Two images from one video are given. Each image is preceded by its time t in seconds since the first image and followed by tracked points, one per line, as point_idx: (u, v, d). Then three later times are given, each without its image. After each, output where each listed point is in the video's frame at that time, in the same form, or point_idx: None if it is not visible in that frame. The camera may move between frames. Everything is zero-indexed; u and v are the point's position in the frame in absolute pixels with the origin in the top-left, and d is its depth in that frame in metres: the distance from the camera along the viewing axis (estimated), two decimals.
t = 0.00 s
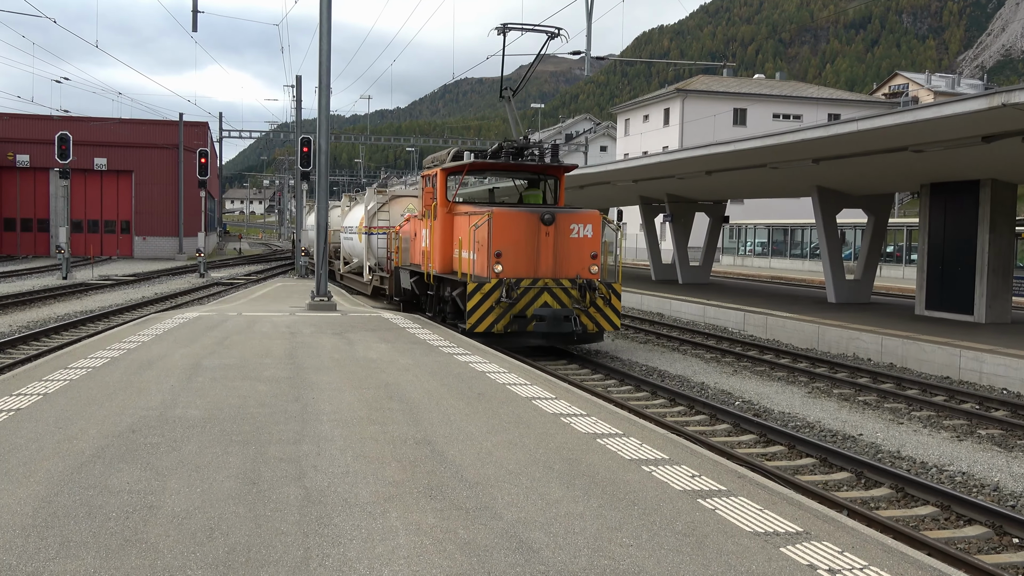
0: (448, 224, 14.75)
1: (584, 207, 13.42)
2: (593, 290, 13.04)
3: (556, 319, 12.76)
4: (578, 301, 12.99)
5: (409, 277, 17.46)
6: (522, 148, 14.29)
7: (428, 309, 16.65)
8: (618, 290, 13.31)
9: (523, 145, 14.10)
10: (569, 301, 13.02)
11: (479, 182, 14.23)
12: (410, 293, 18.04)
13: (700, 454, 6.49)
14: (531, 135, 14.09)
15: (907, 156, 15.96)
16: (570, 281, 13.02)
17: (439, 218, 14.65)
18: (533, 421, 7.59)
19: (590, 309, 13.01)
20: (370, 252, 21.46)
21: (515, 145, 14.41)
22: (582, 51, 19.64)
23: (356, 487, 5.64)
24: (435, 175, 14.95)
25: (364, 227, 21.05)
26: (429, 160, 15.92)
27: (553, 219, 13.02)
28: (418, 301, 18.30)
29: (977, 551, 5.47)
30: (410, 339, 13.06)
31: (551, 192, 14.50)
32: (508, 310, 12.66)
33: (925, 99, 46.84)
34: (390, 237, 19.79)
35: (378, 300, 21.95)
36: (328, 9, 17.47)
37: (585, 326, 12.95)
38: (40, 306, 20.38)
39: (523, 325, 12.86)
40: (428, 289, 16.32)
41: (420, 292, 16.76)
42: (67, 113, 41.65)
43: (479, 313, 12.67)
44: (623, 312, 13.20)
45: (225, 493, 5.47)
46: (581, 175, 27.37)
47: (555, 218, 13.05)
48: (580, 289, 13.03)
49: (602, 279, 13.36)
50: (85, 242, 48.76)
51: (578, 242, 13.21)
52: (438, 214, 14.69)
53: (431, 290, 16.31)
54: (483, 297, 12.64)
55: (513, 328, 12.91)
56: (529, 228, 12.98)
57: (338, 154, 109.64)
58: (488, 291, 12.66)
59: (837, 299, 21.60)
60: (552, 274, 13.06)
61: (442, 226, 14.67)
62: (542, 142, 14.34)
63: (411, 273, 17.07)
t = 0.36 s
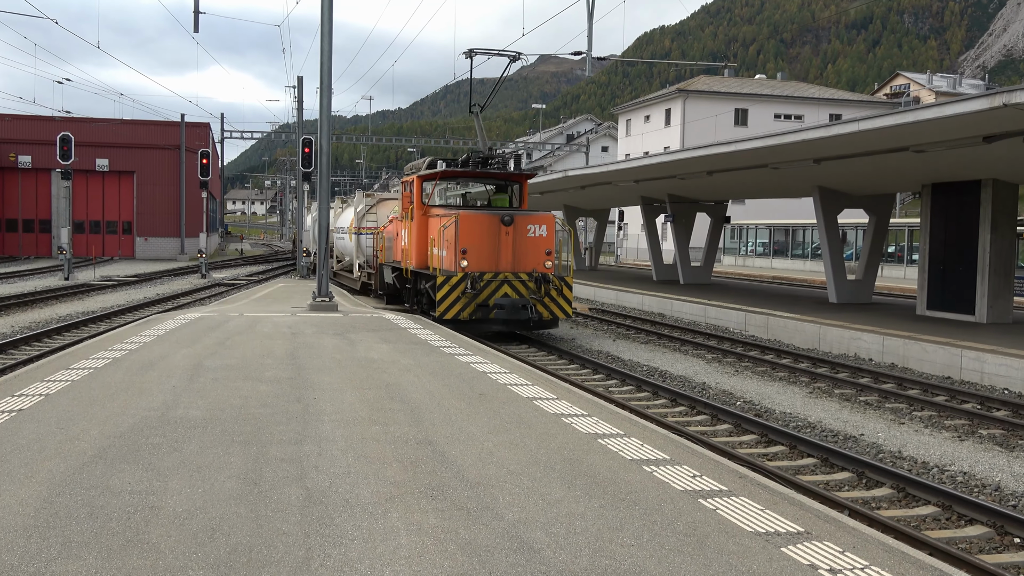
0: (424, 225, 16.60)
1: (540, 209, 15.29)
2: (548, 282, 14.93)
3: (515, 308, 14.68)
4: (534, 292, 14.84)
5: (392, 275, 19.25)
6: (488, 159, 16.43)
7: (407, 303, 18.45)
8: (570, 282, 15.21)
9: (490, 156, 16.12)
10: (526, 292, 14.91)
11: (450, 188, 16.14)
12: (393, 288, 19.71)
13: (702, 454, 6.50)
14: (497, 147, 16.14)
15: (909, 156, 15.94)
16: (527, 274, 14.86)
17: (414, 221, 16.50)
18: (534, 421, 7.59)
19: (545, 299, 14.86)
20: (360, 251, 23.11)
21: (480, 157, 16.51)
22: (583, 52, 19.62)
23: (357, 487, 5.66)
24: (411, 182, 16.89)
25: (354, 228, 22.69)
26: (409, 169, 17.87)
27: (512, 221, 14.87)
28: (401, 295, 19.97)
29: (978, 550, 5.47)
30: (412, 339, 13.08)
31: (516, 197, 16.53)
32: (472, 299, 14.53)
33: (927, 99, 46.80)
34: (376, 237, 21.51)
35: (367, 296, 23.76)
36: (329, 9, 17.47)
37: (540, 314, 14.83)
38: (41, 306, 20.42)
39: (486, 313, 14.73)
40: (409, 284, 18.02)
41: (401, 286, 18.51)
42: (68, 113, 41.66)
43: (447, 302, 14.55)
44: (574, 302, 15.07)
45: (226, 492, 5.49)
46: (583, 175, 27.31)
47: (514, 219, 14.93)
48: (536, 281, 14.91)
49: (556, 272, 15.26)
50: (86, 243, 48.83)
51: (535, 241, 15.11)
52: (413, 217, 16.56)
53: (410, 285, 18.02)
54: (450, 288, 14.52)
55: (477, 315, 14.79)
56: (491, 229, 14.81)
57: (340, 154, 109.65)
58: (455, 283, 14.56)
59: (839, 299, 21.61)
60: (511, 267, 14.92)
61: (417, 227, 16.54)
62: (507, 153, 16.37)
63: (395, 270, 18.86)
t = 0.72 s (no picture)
0: (405, 227, 18.58)
1: (505, 213, 17.53)
2: (513, 277, 17.08)
3: (483, 299, 16.80)
4: (500, 285, 16.97)
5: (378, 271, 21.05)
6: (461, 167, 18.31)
7: (391, 297, 20.24)
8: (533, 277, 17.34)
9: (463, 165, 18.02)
10: (494, 285, 16.99)
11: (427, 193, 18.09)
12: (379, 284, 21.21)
13: (704, 455, 6.50)
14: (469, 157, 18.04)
15: (911, 156, 15.92)
16: (494, 270, 17.00)
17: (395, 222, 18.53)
18: (536, 422, 7.59)
19: (510, 291, 17.00)
20: (351, 250, 24.34)
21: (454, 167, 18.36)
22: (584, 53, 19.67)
23: (359, 487, 5.66)
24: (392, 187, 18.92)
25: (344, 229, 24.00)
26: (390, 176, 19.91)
27: (481, 223, 17.03)
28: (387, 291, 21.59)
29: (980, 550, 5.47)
30: (414, 340, 13.09)
31: (489, 201, 18.22)
32: (445, 291, 16.58)
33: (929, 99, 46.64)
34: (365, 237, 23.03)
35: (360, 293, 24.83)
36: (331, 10, 17.50)
37: (506, 305, 16.95)
38: (43, 308, 20.44)
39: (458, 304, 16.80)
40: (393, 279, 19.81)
41: (386, 281, 20.34)
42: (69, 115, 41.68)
43: (424, 293, 16.59)
44: (536, 295, 17.19)
45: (229, 493, 5.50)
46: (584, 175, 27.34)
47: (482, 222, 17.11)
48: (502, 276, 17.03)
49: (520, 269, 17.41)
50: (88, 244, 48.85)
51: (500, 241, 17.27)
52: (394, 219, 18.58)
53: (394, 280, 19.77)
54: (426, 281, 16.55)
55: (450, 306, 16.84)
56: (462, 230, 16.97)
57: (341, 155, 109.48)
58: (431, 277, 16.61)
59: (840, 299, 21.64)
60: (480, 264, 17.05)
61: (398, 229, 18.56)
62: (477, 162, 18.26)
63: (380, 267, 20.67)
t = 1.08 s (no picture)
0: (387, 227, 20.22)
1: (479, 216, 19.13)
2: (485, 274, 18.85)
3: (458, 294, 18.51)
4: (473, 281, 18.72)
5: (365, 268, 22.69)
6: (440, 174, 19.52)
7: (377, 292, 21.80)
8: (503, 274, 19.16)
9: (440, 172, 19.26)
10: (468, 281, 18.74)
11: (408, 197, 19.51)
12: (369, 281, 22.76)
13: (707, 456, 6.50)
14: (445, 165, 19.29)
15: (912, 157, 15.92)
16: (468, 268, 18.71)
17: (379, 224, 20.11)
18: (539, 423, 7.58)
19: (483, 286, 18.80)
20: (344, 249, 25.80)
21: (433, 174, 19.75)
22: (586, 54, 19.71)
23: (361, 488, 5.68)
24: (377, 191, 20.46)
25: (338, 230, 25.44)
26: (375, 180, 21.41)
27: (456, 225, 18.66)
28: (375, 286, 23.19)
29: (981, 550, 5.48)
30: (416, 342, 13.10)
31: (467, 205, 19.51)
32: (424, 287, 18.21)
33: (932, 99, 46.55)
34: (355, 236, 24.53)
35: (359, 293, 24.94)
36: (333, 12, 17.55)
37: (479, 298, 18.76)
38: (46, 309, 20.48)
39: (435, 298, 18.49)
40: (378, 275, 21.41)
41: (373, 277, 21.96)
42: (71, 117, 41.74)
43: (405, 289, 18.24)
44: (506, 289, 19.06)
45: (231, 495, 5.50)
46: (586, 176, 27.34)
47: (458, 224, 18.72)
48: (475, 273, 18.78)
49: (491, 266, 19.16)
50: (90, 245, 48.90)
51: (475, 241, 18.90)
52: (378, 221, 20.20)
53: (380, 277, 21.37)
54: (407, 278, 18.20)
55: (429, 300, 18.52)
56: (439, 232, 18.59)
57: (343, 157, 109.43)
58: (411, 274, 18.24)
59: (843, 300, 21.61)
60: (455, 262, 18.75)
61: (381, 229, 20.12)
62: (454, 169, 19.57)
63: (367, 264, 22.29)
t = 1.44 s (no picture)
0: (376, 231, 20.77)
1: (461, 219, 19.62)
2: (465, 272, 19.23)
3: (439, 291, 18.92)
4: (454, 279, 19.13)
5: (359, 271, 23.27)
6: (425, 181, 20.31)
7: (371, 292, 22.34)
8: (483, 272, 19.55)
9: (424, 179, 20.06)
10: (449, 279, 19.15)
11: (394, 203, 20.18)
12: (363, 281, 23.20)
13: (711, 458, 6.50)
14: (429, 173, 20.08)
15: (916, 158, 15.89)
16: (449, 266, 19.14)
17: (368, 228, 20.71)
18: (542, 425, 7.59)
19: (463, 284, 19.14)
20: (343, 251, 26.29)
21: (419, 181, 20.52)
22: (588, 56, 19.72)
23: (366, 491, 5.69)
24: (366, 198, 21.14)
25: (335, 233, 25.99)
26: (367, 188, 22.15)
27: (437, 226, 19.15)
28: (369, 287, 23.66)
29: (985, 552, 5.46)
30: (419, 344, 13.11)
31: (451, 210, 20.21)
32: (408, 284, 18.74)
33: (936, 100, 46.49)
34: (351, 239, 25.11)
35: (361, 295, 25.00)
36: (336, 15, 17.60)
37: (459, 296, 19.14)
38: (50, 313, 20.52)
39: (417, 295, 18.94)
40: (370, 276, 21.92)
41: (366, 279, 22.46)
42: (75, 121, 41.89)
43: (389, 287, 18.80)
44: (484, 286, 19.36)
45: (236, 497, 5.52)
46: (588, 178, 27.28)
47: (439, 226, 19.22)
48: (456, 271, 19.17)
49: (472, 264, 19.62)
50: (94, 249, 49.05)
51: (456, 242, 19.34)
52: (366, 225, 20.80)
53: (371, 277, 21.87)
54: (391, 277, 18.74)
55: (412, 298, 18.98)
56: (421, 233, 19.07)
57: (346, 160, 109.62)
58: (395, 273, 18.80)
59: (846, 302, 21.56)
60: (437, 261, 19.18)
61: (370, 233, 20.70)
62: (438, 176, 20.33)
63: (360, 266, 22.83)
